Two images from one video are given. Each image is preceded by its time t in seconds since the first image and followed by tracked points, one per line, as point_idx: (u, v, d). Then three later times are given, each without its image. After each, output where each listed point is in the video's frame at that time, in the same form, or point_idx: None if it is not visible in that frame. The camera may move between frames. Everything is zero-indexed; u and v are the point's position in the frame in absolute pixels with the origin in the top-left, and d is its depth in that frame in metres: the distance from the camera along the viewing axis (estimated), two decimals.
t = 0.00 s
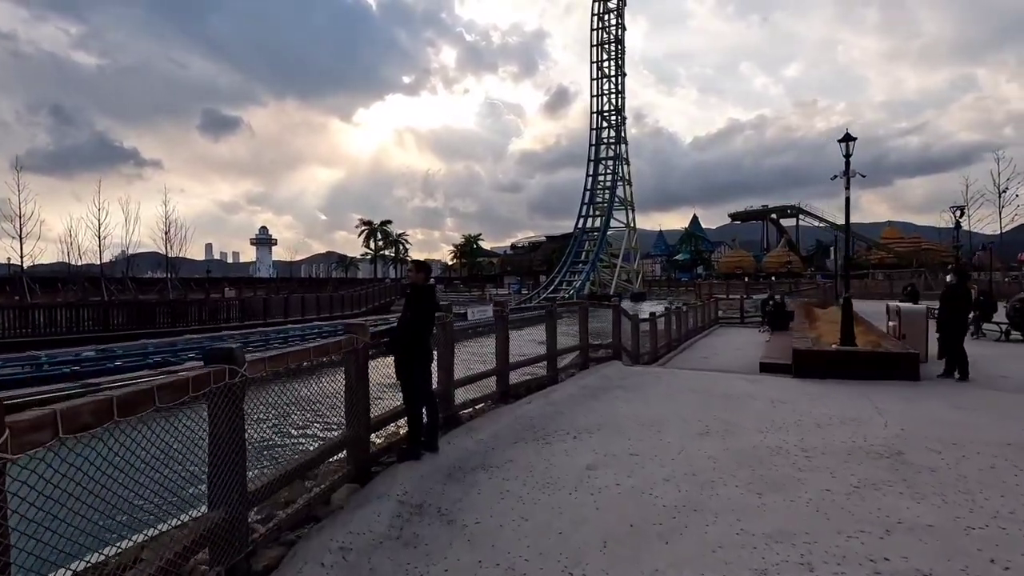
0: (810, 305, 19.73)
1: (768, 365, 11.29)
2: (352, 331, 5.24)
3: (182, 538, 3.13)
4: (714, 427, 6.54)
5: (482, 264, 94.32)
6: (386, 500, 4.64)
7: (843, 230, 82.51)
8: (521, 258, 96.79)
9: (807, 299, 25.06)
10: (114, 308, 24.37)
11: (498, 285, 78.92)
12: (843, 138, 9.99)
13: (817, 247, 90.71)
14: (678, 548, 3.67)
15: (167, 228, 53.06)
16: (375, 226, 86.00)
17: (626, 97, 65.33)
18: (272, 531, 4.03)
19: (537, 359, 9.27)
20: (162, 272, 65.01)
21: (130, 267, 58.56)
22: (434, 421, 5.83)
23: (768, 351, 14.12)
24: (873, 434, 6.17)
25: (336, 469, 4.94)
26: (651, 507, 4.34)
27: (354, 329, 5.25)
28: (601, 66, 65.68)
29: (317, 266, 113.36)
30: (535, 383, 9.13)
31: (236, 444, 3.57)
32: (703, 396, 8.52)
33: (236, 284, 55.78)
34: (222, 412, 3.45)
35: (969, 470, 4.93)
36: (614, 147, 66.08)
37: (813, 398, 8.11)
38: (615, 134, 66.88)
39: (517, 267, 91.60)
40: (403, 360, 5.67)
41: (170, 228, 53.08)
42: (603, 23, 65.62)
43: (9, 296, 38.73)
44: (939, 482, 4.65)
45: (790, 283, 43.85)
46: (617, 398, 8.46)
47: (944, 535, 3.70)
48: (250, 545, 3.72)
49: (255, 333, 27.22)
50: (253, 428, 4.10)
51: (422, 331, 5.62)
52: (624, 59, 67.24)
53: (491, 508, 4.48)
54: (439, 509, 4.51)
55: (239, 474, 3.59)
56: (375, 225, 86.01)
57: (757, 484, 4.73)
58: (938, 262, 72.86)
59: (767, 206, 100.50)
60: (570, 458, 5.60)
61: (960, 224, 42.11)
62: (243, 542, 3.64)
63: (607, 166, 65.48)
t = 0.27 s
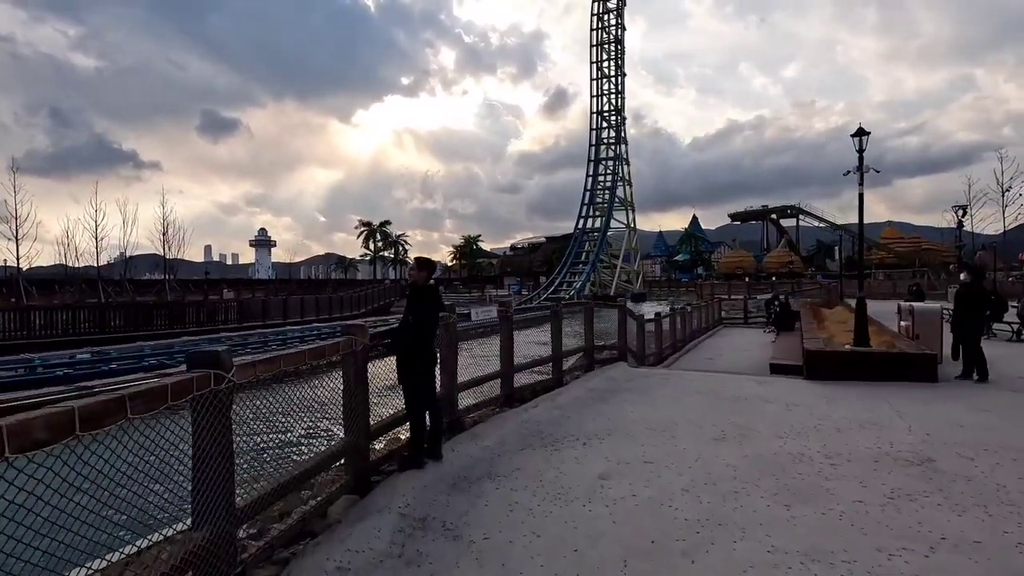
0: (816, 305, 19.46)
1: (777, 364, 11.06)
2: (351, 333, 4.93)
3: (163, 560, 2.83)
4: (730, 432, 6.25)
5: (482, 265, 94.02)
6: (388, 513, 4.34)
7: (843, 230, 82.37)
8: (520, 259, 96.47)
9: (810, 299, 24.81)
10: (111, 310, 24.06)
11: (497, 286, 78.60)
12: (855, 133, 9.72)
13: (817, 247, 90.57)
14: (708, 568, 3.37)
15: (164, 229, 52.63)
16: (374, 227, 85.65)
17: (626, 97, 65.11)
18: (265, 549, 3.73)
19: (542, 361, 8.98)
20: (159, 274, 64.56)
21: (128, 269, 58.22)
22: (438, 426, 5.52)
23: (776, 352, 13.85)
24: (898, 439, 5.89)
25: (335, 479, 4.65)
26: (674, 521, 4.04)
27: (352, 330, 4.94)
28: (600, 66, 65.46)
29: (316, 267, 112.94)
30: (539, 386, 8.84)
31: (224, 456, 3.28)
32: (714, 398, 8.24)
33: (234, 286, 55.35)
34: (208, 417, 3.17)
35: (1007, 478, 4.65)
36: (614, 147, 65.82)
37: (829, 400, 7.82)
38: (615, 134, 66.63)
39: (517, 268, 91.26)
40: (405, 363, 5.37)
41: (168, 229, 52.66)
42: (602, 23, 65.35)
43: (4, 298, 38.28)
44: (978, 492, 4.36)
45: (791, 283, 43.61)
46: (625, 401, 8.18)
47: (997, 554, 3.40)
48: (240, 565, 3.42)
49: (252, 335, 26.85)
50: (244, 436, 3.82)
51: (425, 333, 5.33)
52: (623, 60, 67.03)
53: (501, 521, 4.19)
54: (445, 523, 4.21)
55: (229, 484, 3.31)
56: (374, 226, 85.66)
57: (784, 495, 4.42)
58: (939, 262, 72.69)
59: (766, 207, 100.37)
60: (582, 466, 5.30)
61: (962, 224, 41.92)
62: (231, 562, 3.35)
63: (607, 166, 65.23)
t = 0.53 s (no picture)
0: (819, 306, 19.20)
1: (784, 368, 10.82)
2: (345, 339, 4.61)
3: None
4: (745, 441, 5.97)
5: (480, 267, 93.74)
6: (385, 534, 4.03)
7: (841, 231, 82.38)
8: (518, 261, 96.20)
9: (812, 301, 24.58)
10: (105, 313, 23.64)
11: (495, 288, 78.28)
12: (865, 130, 9.48)
13: (815, 249, 90.59)
14: None
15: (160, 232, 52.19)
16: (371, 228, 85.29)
17: (624, 98, 64.99)
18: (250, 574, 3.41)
19: (545, 366, 8.69)
20: (155, 276, 64.05)
21: (124, 271, 57.76)
22: (437, 437, 5.22)
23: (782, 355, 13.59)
24: (921, 447, 5.62)
25: (328, 495, 4.34)
26: (695, 541, 3.74)
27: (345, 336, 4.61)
28: (598, 68, 65.36)
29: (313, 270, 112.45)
30: (542, 391, 8.55)
31: (204, 473, 2.99)
32: (723, 404, 7.96)
33: (230, 288, 54.90)
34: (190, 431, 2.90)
35: None
36: (612, 148, 65.65)
37: (843, 407, 7.54)
38: (613, 135, 66.48)
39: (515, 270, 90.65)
40: (403, 369, 5.07)
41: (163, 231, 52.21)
42: (600, 24, 65.20)
43: None
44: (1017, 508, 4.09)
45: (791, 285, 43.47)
46: (632, 407, 7.90)
47: None
48: None
49: (247, 338, 26.48)
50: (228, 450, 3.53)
51: (424, 338, 5.03)
52: (621, 61, 66.93)
53: (507, 541, 3.89)
54: (447, 543, 3.92)
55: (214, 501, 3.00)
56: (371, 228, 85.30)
57: (809, 512, 4.14)
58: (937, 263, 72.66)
59: (764, 208, 100.39)
60: (591, 478, 5.01)
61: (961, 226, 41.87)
62: None
63: (605, 168, 65.05)
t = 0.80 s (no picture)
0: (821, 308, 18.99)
1: (790, 369, 10.57)
2: (335, 342, 4.29)
3: None
4: (757, 448, 5.69)
5: (477, 268, 93.39)
6: (379, 553, 3.73)
7: (838, 232, 82.37)
8: (516, 262, 95.87)
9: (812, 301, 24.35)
10: (96, 314, 23.23)
11: (493, 289, 77.93)
12: (874, 126, 9.23)
13: (812, 249, 90.57)
14: None
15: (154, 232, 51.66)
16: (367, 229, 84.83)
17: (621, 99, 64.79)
18: None
19: (546, 368, 8.39)
20: (149, 277, 63.45)
21: (117, 272, 57.18)
22: (435, 445, 4.92)
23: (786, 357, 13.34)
24: (943, 455, 5.36)
25: (319, 509, 4.04)
26: (714, 560, 3.47)
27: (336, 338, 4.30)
28: (595, 68, 65.15)
29: (309, 271, 111.87)
30: (543, 394, 8.27)
31: (179, 491, 2.68)
32: (731, 409, 7.67)
33: (225, 289, 54.37)
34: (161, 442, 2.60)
35: None
36: (610, 148, 65.42)
37: (856, 412, 7.27)
38: (611, 135, 66.26)
39: (512, 271, 90.36)
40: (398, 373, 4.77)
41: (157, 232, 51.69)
42: (598, 24, 65.02)
43: None
44: None
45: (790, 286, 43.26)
46: (637, 411, 7.60)
47: None
48: None
49: (241, 340, 26.10)
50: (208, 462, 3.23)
51: (420, 341, 4.73)
52: (618, 61, 66.71)
53: (512, 561, 3.60)
54: (446, 564, 3.62)
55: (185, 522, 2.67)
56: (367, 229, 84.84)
57: (835, 526, 3.87)
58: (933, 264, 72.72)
59: (761, 209, 100.36)
60: (598, 489, 4.72)
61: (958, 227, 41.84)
62: None
63: (603, 168, 64.83)
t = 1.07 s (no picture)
0: (821, 309, 18.77)
1: (794, 373, 10.31)
2: (322, 351, 3.98)
3: None
4: (769, 459, 5.41)
5: (473, 269, 93.14)
6: None
7: (833, 233, 82.50)
8: (512, 263, 95.57)
9: (811, 302, 24.14)
10: (85, 317, 22.80)
11: (489, 290, 77.60)
12: (882, 123, 9.00)
13: (808, 250, 90.66)
14: None
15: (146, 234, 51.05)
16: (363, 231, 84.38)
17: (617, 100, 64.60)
18: None
19: (545, 374, 8.10)
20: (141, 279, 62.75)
21: (109, 274, 56.54)
22: (429, 459, 4.62)
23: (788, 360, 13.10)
24: (964, 466, 5.10)
25: (305, 532, 3.74)
26: None
27: (322, 347, 3.99)
28: (591, 69, 64.96)
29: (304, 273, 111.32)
30: (543, 400, 7.99)
31: (142, 525, 2.38)
32: (738, 415, 7.40)
33: (219, 291, 53.82)
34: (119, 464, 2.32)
35: None
36: (606, 149, 65.20)
37: (867, 419, 7.01)
38: (607, 136, 66.08)
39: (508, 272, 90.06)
40: (390, 383, 4.45)
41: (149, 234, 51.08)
42: (593, 25, 64.97)
43: None
44: None
45: (786, 287, 43.14)
46: (640, 419, 7.32)
47: None
48: None
49: (234, 343, 25.70)
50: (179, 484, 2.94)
51: (413, 348, 4.43)
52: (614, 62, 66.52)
53: None
54: None
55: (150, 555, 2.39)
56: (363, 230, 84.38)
57: (861, 549, 3.61)
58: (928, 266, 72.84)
59: (756, 211, 100.60)
60: (604, 506, 4.44)
61: (954, 228, 41.80)
62: None
63: (599, 169, 64.62)
